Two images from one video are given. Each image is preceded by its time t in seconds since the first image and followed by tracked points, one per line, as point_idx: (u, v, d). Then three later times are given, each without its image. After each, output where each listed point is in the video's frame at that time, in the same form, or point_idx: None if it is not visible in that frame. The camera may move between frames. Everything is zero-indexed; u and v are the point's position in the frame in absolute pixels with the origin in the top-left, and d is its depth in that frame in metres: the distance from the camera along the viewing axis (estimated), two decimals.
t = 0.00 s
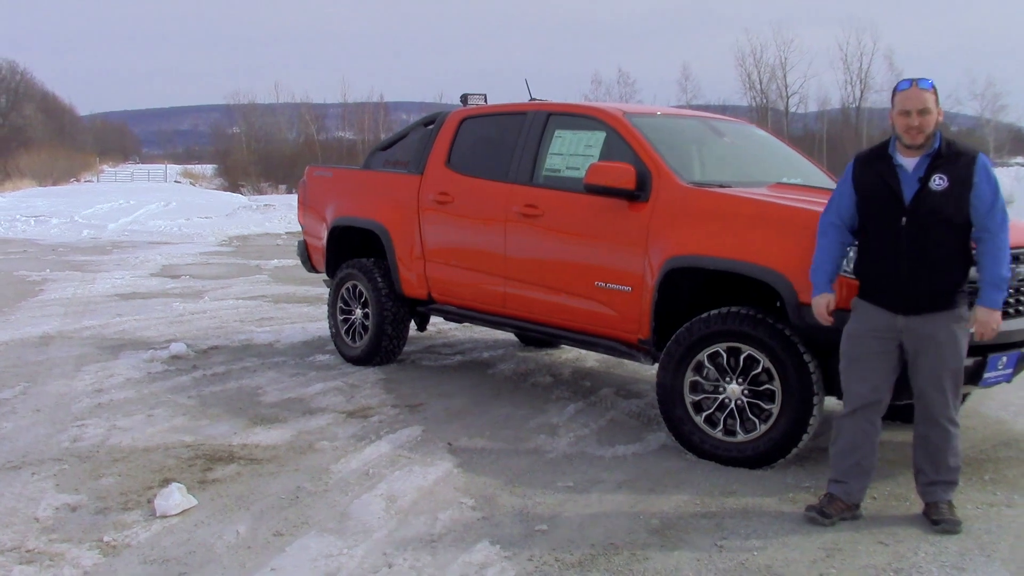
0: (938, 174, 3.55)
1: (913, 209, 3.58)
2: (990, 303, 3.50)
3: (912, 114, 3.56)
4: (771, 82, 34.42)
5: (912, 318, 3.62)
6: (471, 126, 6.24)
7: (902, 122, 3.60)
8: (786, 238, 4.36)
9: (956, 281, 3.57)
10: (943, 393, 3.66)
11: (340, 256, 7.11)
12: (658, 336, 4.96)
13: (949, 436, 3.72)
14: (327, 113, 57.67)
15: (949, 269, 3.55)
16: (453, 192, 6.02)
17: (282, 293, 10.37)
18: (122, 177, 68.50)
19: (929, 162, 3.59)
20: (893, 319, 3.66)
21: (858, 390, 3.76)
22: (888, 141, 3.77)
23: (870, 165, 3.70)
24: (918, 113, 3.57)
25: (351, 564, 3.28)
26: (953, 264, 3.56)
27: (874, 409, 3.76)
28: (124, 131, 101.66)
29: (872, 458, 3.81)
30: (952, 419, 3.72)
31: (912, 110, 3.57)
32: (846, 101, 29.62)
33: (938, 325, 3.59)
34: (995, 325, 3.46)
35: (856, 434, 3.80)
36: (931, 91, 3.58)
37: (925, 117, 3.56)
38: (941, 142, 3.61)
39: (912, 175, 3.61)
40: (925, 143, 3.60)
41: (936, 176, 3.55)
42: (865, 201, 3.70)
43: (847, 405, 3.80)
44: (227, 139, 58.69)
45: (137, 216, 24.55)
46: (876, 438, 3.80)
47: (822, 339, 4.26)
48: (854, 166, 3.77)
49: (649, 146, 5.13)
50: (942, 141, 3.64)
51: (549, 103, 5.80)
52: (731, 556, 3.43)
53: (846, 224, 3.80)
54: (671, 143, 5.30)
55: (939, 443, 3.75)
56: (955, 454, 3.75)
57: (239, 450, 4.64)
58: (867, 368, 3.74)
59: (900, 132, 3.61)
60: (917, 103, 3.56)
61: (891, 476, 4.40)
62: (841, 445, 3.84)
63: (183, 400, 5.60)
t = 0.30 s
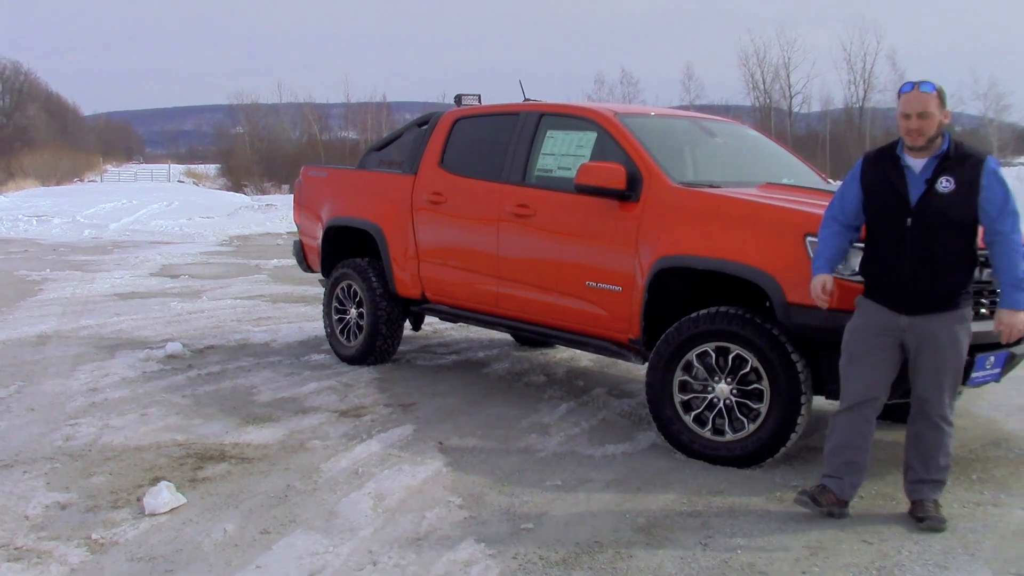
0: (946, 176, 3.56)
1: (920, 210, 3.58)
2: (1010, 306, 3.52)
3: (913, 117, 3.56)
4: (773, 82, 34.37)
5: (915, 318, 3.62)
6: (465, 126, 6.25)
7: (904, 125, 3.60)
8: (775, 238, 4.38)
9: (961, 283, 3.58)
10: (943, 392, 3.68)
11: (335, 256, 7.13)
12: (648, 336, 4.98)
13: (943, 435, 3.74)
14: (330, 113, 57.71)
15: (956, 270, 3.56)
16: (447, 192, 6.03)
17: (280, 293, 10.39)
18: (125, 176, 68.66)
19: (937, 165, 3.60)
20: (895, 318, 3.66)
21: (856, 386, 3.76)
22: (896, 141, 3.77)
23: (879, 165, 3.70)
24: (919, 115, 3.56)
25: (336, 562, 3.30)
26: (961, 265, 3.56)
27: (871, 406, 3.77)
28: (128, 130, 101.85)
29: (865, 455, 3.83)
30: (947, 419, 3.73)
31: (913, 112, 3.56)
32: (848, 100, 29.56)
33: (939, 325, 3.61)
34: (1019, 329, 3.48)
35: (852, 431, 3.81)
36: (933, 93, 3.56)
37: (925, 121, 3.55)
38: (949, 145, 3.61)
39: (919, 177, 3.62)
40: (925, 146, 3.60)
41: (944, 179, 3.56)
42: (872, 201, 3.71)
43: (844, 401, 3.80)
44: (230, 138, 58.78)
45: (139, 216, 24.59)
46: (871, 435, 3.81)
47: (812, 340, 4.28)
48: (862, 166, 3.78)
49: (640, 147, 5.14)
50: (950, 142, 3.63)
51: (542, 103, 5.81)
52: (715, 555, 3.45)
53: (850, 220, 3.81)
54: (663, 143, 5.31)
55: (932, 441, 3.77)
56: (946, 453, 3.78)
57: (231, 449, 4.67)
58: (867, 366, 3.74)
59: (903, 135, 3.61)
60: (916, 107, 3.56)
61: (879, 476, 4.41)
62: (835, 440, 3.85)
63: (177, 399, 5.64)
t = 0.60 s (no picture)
0: (921, 179, 3.56)
1: (895, 212, 3.61)
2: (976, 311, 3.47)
3: (868, 123, 3.69)
4: (774, 83, 34.35)
5: (892, 319, 3.64)
6: (457, 128, 6.28)
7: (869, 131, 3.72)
8: (760, 240, 4.41)
9: (936, 286, 3.58)
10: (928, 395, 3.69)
11: (329, 257, 7.16)
12: (636, 337, 5.00)
13: (924, 436, 3.76)
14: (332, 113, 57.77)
15: (928, 273, 3.57)
16: (439, 194, 6.05)
17: (277, 293, 10.43)
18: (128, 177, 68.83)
19: (914, 167, 3.60)
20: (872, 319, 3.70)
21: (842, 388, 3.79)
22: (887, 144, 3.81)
23: (863, 168, 3.76)
24: (874, 121, 3.67)
25: (318, 560, 3.34)
26: (933, 268, 3.56)
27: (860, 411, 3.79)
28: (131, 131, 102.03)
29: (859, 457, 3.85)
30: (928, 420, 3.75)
31: (870, 119, 3.69)
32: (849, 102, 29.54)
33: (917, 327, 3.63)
34: (979, 334, 3.43)
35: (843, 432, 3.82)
36: (883, 98, 3.64)
37: (875, 127, 3.66)
38: (929, 147, 3.60)
39: (896, 179, 3.64)
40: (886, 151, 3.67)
41: (919, 181, 3.57)
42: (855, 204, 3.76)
43: (833, 403, 3.82)
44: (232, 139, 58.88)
45: (140, 216, 24.66)
46: (865, 440, 3.81)
47: (796, 340, 4.31)
48: (850, 168, 3.84)
49: (629, 149, 5.17)
50: (930, 144, 3.61)
51: (532, 105, 5.84)
52: (695, 554, 3.49)
53: (841, 221, 3.86)
54: (652, 146, 5.33)
55: (915, 443, 3.78)
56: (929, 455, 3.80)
57: (220, 449, 4.71)
58: (853, 367, 3.76)
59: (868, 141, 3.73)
60: (870, 115, 3.69)
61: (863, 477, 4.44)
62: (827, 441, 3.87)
63: (170, 399, 5.70)
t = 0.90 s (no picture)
0: (871, 181, 3.64)
1: (848, 215, 3.70)
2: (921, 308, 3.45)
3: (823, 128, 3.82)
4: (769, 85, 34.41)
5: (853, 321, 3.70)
6: (445, 131, 6.31)
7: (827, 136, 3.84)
8: (742, 241, 4.44)
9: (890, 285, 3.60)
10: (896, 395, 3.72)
11: (318, 259, 7.19)
12: (621, 338, 5.04)
13: (897, 437, 3.79)
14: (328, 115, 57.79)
15: (880, 273, 3.62)
16: (426, 196, 6.09)
17: (270, 296, 10.45)
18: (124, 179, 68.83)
19: (866, 169, 3.68)
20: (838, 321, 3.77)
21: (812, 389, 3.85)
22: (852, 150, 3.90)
23: (826, 174, 3.87)
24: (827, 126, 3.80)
25: (299, 559, 3.37)
26: (884, 269, 3.61)
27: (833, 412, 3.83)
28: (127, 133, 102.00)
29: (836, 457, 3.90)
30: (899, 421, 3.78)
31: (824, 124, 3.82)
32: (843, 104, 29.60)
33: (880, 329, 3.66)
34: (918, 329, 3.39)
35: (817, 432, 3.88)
36: (831, 103, 3.76)
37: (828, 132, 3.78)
38: (882, 149, 3.67)
39: (851, 182, 3.73)
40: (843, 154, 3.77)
41: (869, 183, 3.64)
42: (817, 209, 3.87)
43: (806, 403, 3.89)
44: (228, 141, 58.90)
45: (135, 218, 24.67)
46: (837, 439, 3.85)
47: (777, 341, 4.35)
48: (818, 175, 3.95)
49: (614, 152, 5.20)
50: (884, 143, 3.67)
51: (518, 108, 5.88)
52: (673, 553, 3.52)
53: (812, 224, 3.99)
54: (637, 148, 5.37)
55: (888, 443, 3.82)
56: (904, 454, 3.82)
57: (206, 450, 4.74)
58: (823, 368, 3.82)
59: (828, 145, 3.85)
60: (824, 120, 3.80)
61: (844, 476, 4.48)
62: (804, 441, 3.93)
63: (158, 400, 5.73)
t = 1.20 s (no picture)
0: (801, 180, 3.69)
1: (780, 215, 3.75)
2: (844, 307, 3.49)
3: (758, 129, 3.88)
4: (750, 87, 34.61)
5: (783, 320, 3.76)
6: (420, 132, 6.32)
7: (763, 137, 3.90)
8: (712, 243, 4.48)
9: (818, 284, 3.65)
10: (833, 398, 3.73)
11: (294, 259, 7.18)
12: (593, 339, 5.07)
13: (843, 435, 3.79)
14: (310, 116, 57.61)
15: (808, 273, 3.67)
16: (400, 197, 6.09)
17: (247, 297, 10.42)
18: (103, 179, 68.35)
19: (797, 169, 3.73)
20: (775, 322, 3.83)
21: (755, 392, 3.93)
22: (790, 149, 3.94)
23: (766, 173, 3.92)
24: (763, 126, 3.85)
25: (266, 560, 3.38)
26: (813, 268, 3.66)
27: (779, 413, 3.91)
28: (107, 133, 101.29)
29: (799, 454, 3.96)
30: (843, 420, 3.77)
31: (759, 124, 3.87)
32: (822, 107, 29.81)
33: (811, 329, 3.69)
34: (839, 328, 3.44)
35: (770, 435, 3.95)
36: (766, 104, 3.82)
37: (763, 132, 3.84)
38: (813, 149, 3.71)
39: (784, 181, 3.78)
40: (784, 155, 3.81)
41: (799, 182, 3.69)
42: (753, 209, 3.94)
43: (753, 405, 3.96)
44: (209, 141, 58.59)
45: (113, 219, 24.52)
46: (789, 440, 3.93)
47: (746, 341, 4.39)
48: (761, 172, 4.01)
49: (587, 153, 5.22)
50: (817, 143, 3.72)
51: (493, 109, 5.89)
52: (640, 552, 3.55)
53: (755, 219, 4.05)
54: (610, 150, 5.39)
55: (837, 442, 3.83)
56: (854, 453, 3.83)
57: (178, 451, 4.73)
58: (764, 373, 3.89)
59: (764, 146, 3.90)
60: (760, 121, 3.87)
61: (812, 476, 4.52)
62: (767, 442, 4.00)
63: (131, 401, 5.71)
